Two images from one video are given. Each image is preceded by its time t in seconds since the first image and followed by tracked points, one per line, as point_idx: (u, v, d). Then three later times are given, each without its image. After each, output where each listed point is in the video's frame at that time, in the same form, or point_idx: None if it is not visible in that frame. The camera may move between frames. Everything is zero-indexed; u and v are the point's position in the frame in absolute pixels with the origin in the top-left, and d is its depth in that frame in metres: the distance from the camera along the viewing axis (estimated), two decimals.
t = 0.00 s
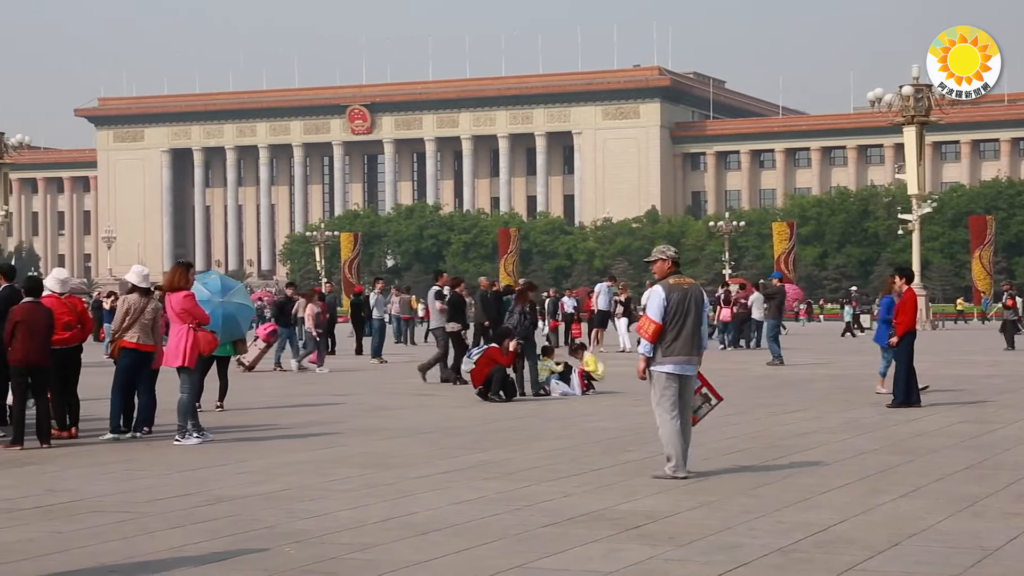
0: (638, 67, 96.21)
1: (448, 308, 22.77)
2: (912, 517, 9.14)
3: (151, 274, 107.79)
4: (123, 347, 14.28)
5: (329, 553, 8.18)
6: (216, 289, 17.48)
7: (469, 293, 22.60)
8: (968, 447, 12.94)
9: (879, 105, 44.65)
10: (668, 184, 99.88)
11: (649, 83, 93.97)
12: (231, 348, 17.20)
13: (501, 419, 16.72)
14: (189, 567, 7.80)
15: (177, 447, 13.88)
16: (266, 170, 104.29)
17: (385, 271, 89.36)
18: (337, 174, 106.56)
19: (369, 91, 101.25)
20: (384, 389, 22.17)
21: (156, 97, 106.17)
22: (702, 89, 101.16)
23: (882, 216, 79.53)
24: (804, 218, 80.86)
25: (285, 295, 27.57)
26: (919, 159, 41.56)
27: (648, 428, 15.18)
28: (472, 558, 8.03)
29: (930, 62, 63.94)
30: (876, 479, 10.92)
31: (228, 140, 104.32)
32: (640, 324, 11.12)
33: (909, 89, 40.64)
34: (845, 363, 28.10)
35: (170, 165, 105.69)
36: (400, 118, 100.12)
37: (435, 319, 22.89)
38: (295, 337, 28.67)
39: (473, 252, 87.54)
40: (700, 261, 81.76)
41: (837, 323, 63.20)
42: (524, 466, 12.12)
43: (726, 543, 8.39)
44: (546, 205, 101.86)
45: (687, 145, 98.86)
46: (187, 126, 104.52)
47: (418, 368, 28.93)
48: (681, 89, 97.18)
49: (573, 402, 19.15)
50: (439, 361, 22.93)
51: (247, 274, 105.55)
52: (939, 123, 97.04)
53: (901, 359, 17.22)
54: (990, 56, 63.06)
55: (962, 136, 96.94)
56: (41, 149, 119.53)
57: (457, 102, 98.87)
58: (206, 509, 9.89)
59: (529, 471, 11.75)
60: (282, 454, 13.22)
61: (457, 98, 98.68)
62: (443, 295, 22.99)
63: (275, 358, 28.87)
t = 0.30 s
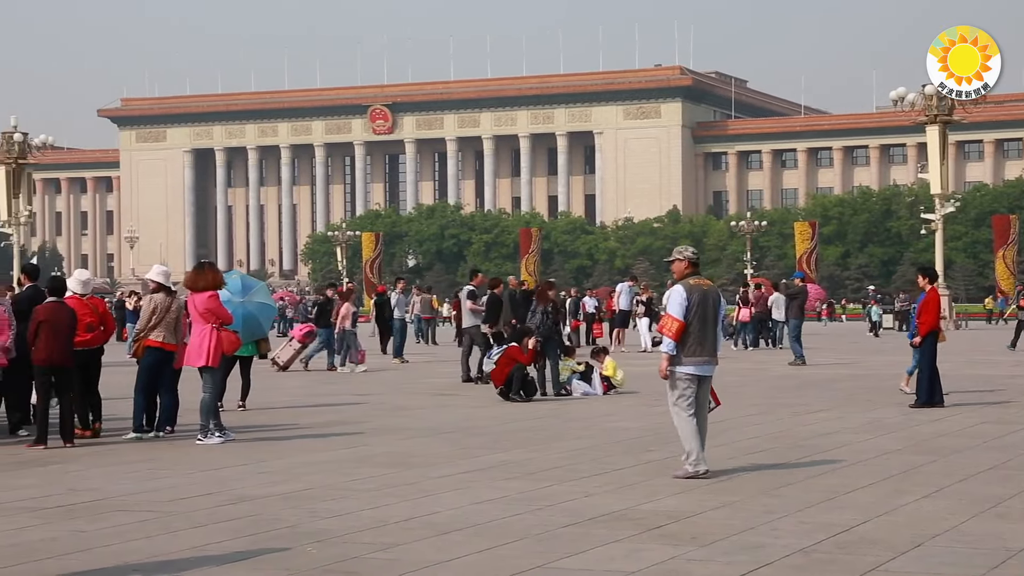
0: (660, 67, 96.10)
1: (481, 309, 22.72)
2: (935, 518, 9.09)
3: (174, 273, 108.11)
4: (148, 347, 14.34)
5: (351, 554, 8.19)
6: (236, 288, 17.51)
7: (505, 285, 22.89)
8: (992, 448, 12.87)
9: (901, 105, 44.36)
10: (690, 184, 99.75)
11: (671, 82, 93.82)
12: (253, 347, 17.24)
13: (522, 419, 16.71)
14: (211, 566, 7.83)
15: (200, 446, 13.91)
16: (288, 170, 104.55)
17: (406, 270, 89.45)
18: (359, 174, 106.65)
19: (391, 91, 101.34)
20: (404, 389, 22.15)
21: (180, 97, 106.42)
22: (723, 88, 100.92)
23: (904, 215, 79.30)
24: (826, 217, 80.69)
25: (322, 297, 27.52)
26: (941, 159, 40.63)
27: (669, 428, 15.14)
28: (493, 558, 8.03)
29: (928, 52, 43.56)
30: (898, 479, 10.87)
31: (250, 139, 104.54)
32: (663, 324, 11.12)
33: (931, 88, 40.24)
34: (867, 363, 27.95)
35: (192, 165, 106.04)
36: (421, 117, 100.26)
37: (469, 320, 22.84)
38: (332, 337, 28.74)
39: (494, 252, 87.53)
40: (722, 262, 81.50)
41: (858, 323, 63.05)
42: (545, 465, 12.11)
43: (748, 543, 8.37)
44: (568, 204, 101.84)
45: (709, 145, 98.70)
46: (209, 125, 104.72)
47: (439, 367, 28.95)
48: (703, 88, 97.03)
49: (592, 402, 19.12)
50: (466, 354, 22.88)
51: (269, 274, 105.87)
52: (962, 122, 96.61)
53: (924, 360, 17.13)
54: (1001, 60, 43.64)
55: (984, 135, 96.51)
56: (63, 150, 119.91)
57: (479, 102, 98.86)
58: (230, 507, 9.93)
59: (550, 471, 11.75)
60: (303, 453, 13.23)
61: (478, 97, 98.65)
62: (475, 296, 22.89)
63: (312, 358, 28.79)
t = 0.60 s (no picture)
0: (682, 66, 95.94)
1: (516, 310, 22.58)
2: (958, 520, 9.04)
3: (196, 273, 108.44)
4: (174, 345, 14.42)
5: (372, 554, 8.19)
6: (258, 288, 17.55)
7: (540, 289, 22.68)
8: (1018, 449, 12.79)
9: (924, 103, 44.16)
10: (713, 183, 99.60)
11: (693, 81, 93.61)
12: (276, 346, 17.31)
13: (543, 419, 16.68)
14: (234, 565, 7.85)
15: (222, 446, 13.96)
16: (310, 170, 104.79)
17: (428, 270, 89.55)
18: (380, 174, 106.79)
19: (413, 91, 101.48)
20: (426, 389, 22.13)
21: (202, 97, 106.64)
22: (745, 88, 100.66)
23: (928, 215, 79.08)
24: (849, 217, 80.48)
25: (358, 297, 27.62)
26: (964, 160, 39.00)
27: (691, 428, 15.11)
28: (515, 557, 8.02)
29: (929, 51, 41.70)
30: (920, 481, 10.81)
31: (272, 140, 104.81)
32: (681, 321, 11.14)
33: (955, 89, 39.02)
34: (890, 363, 27.83)
35: (215, 165, 106.32)
36: (442, 117, 100.34)
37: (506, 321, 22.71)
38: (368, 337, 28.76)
39: (515, 252, 87.45)
40: (744, 261, 81.29)
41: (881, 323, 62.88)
42: (568, 465, 12.10)
43: (771, 543, 8.34)
44: (589, 204, 101.82)
45: (731, 144, 98.49)
46: (231, 126, 104.83)
47: (461, 367, 28.97)
48: (725, 88, 96.84)
49: (613, 402, 19.09)
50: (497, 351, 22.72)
51: (292, 274, 106.18)
52: (985, 121, 96.23)
53: (948, 361, 17.09)
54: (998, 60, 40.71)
55: (1007, 134, 96.07)
56: (86, 150, 120.40)
57: (500, 102, 98.87)
58: (253, 507, 9.95)
59: (571, 471, 11.72)
60: (325, 453, 13.24)
61: (499, 98, 98.66)
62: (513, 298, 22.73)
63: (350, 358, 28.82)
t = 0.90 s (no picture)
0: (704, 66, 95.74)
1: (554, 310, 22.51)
2: (980, 520, 9.00)
3: (219, 273, 108.82)
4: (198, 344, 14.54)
5: (394, 553, 8.19)
6: (281, 287, 17.57)
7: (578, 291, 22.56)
8: None
9: (947, 103, 44.02)
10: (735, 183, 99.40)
11: (715, 81, 93.40)
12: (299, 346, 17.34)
13: (566, 419, 16.68)
14: (255, 564, 7.88)
15: (244, 445, 13.99)
16: (332, 170, 104.95)
17: (449, 270, 89.51)
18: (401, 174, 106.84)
19: (435, 92, 101.56)
20: (448, 389, 22.15)
21: (224, 98, 106.81)
22: (768, 87, 100.37)
23: (951, 215, 78.85)
24: (872, 217, 80.26)
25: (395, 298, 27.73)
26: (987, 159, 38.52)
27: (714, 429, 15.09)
28: (537, 557, 8.02)
29: (929, 50, 42.45)
30: (944, 482, 10.76)
31: (294, 140, 104.92)
32: (693, 323, 11.39)
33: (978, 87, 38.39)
34: (914, 364, 27.76)
35: (237, 166, 106.48)
36: (464, 118, 100.36)
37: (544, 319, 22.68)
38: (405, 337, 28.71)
39: (537, 252, 87.38)
40: (767, 262, 81.08)
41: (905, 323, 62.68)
42: (591, 466, 12.09)
43: (794, 544, 8.33)
44: (611, 203, 101.75)
45: (753, 144, 98.25)
46: (254, 126, 104.92)
47: (483, 367, 28.97)
48: (747, 88, 96.59)
49: (635, 403, 19.08)
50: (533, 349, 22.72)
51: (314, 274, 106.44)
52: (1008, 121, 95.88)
53: (971, 361, 17.00)
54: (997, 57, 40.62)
55: None
56: (108, 151, 120.76)
57: (522, 102, 98.82)
58: (275, 507, 9.97)
59: (593, 471, 11.72)
60: (347, 453, 13.25)
61: (520, 98, 98.58)
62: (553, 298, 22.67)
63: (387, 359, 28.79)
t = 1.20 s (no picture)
0: (723, 66, 95.66)
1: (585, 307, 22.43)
2: (1001, 522, 8.96)
3: (239, 273, 109.03)
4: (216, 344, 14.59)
5: (413, 553, 8.18)
6: (301, 287, 17.58)
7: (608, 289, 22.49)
8: None
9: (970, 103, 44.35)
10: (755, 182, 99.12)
11: (735, 81, 93.36)
12: (319, 347, 17.35)
13: (586, 419, 16.67)
14: (273, 563, 7.88)
15: (264, 445, 14.02)
16: (352, 170, 105.04)
17: (469, 270, 89.45)
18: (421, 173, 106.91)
19: (454, 92, 101.69)
20: (468, 388, 22.17)
21: (245, 98, 107.03)
22: (788, 87, 100.19)
23: (972, 215, 78.59)
24: (893, 217, 80.04)
25: (431, 296, 27.74)
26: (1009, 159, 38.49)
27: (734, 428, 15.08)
28: (556, 557, 8.00)
29: (930, 51, 53.07)
30: (965, 483, 10.72)
31: (314, 140, 105.06)
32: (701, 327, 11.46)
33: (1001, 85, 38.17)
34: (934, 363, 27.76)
35: (257, 166, 106.64)
36: (484, 117, 100.34)
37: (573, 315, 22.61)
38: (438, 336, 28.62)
39: (557, 252, 87.32)
40: (787, 261, 80.88)
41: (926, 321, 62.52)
42: (611, 466, 12.08)
43: (814, 544, 8.31)
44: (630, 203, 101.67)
45: (773, 143, 97.94)
46: (274, 127, 105.07)
47: (504, 367, 29.01)
48: (767, 87, 96.39)
49: (655, 403, 19.08)
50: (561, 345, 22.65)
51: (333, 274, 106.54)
52: None
53: (993, 362, 16.91)
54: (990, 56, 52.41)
55: None
56: (129, 151, 121.19)
57: (541, 102, 98.79)
58: (294, 507, 9.98)
59: (613, 471, 11.70)
60: (368, 453, 13.26)
61: (540, 97, 98.52)
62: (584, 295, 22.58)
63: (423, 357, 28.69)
